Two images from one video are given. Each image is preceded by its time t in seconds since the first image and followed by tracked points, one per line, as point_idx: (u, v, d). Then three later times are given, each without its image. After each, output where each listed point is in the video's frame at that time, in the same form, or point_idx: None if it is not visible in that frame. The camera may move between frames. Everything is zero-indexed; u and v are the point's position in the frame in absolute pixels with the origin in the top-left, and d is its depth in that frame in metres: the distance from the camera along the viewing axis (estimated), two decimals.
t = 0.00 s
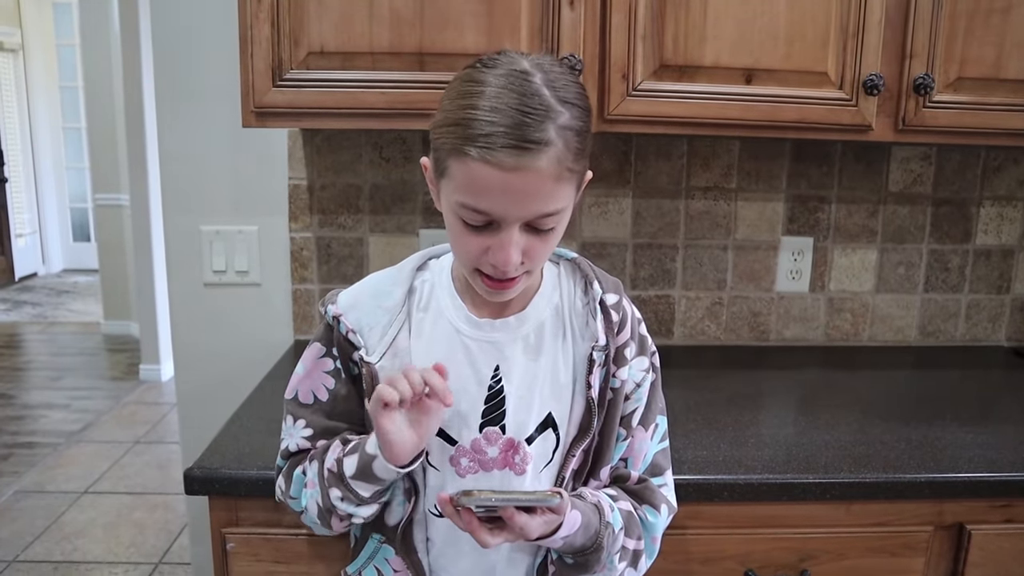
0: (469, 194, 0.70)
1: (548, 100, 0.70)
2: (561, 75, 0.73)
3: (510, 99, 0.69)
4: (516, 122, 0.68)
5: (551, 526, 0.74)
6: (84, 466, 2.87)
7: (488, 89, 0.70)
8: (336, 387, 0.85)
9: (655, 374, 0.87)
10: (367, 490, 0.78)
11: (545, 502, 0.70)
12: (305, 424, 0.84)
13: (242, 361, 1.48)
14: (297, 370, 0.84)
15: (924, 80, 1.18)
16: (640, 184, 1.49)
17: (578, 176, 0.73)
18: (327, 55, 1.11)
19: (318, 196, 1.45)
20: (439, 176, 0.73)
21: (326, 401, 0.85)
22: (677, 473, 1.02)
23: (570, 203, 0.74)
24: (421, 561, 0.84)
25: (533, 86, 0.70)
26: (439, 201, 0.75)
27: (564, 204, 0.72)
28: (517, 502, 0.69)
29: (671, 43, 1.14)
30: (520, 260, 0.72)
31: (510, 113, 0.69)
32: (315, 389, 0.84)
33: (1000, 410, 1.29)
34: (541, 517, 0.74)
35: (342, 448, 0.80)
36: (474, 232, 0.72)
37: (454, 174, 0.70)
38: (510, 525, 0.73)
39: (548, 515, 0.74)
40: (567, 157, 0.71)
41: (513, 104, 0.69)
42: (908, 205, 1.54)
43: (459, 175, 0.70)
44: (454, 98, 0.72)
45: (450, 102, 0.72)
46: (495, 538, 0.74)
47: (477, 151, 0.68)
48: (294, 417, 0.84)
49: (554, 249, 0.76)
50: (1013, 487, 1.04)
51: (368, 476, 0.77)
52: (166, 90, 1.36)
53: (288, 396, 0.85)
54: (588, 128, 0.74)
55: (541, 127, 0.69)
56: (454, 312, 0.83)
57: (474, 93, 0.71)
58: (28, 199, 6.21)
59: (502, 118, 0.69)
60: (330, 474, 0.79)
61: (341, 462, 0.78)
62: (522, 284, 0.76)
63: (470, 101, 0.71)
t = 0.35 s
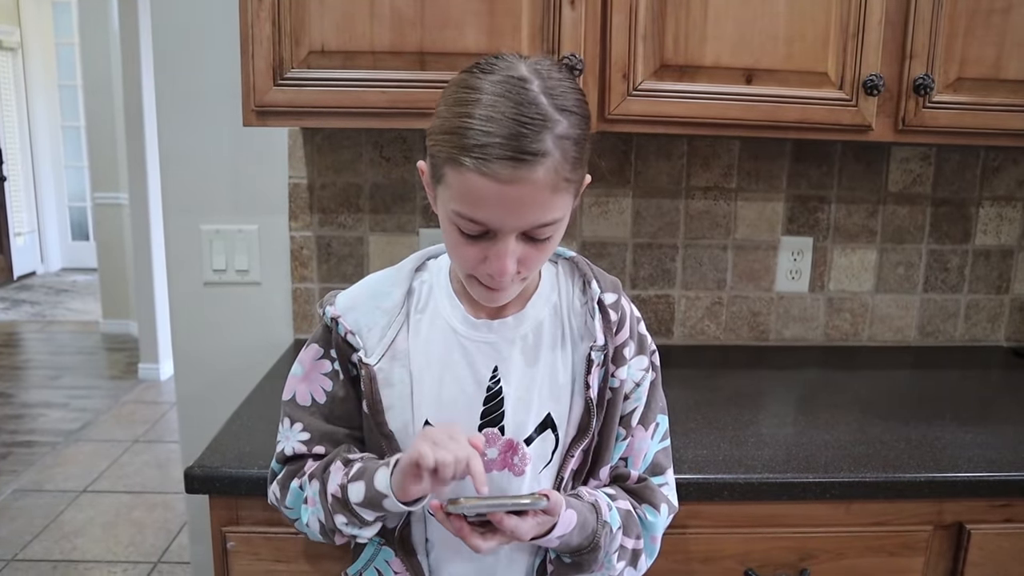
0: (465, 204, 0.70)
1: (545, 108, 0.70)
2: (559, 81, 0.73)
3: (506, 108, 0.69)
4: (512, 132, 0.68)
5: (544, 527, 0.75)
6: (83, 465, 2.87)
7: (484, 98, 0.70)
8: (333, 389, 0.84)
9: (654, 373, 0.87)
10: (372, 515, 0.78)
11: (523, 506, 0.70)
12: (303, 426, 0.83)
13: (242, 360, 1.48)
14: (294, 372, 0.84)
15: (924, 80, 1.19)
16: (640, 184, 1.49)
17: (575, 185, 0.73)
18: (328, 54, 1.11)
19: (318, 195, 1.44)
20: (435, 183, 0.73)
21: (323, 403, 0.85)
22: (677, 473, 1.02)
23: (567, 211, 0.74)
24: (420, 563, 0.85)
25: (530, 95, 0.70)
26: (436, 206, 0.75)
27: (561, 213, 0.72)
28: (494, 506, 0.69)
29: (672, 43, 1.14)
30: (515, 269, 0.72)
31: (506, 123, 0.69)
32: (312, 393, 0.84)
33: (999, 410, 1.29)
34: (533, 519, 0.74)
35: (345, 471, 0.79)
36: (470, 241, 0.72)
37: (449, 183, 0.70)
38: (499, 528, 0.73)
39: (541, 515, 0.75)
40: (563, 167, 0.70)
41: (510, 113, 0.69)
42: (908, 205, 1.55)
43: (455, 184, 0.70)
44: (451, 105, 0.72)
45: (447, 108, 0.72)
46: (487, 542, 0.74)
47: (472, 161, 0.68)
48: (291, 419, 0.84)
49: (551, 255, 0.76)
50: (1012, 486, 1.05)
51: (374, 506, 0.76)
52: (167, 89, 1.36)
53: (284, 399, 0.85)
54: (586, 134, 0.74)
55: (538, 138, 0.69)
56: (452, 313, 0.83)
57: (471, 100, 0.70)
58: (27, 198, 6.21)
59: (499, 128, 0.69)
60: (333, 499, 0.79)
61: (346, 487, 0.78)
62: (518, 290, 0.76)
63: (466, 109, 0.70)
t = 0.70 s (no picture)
0: (462, 211, 0.70)
1: (543, 115, 0.70)
2: (557, 85, 0.72)
3: (504, 114, 0.69)
4: (509, 139, 0.68)
5: (543, 527, 0.75)
6: (82, 465, 2.87)
7: (481, 103, 0.70)
8: (331, 387, 0.85)
9: (653, 373, 0.87)
10: (362, 478, 0.79)
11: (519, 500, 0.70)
12: (302, 421, 0.85)
13: (242, 359, 1.48)
14: (293, 371, 0.85)
15: (924, 80, 1.19)
16: (640, 185, 1.49)
17: (572, 191, 0.73)
18: (328, 54, 1.11)
19: (318, 194, 1.44)
20: (432, 187, 0.73)
21: (320, 401, 0.86)
22: (676, 472, 1.02)
23: (565, 217, 0.74)
24: (416, 562, 0.85)
25: (528, 100, 0.70)
26: (433, 210, 0.75)
27: (558, 219, 0.72)
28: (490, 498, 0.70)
29: (672, 43, 1.14)
30: (513, 275, 0.72)
31: (503, 130, 0.69)
32: (311, 389, 0.85)
33: (998, 410, 1.29)
34: (533, 518, 0.74)
35: (335, 439, 0.81)
36: (467, 246, 0.72)
37: (447, 189, 0.70)
38: (499, 526, 0.73)
39: (541, 516, 0.74)
40: (561, 173, 0.71)
41: (507, 119, 0.69)
42: (907, 205, 1.55)
43: (452, 190, 0.70)
44: (448, 109, 0.72)
45: (444, 113, 0.72)
46: (485, 539, 0.74)
47: (469, 169, 0.68)
48: (291, 414, 0.85)
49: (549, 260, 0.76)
50: (1012, 486, 1.05)
51: (360, 463, 0.78)
52: (167, 89, 1.36)
53: (284, 395, 0.86)
54: (584, 139, 0.74)
55: (535, 144, 0.69)
56: (449, 313, 0.83)
57: (468, 106, 0.70)
58: (26, 198, 6.21)
59: (496, 135, 0.69)
60: (324, 465, 0.80)
61: (334, 452, 0.79)
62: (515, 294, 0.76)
63: (463, 115, 0.70)
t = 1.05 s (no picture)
0: (458, 207, 0.70)
1: (538, 111, 0.70)
2: (552, 83, 0.73)
3: (499, 111, 0.69)
4: (504, 136, 0.68)
5: (537, 523, 0.75)
6: (82, 466, 2.87)
7: (476, 100, 0.70)
8: (331, 387, 0.86)
9: (652, 373, 0.87)
10: (363, 480, 0.79)
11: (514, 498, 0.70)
12: (302, 421, 0.85)
13: (242, 360, 1.48)
14: (293, 371, 0.85)
15: (924, 82, 1.19)
16: (640, 186, 1.49)
17: (568, 188, 0.73)
18: (329, 55, 1.11)
19: (318, 196, 1.45)
20: (429, 185, 0.73)
21: (320, 401, 0.86)
22: (676, 473, 1.02)
23: (560, 213, 0.74)
24: (416, 561, 0.85)
25: (523, 97, 0.70)
26: (429, 208, 0.75)
27: (554, 216, 0.72)
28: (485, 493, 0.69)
29: (672, 44, 1.14)
30: (509, 271, 0.72)
31: (498, 126, 0.69)
32: (311, 389, 0.86)
33: (998, 412, 1.29)
34: (527, 513, 0.74)
35: (335, 441, 0.81)
36: (463, 243, 0.72)
37: (443, 186, 0.71)
38: (491, 519, 0.73)
39: (534, 511, 0.74)
40: (556, 170, 0.71)
41: (502, 116, 0.69)
42: (907, 206, 1.55)
43: (448, 187, 0.70)
44: (445, 107, 0.72)
45: (440, 111, 0.72)
46: (478, 532, 0.74)
47: (464, 165, 0.68)
48: (291, 415, 0.85)
49: (544, 257, 0.76)
50: (1012, 488, 1.05)
51: (362, 464, 0.78)
52: (167, 90, 1.36)
53: (285, 396, 0.86)
54: (579, 136, 0.74)
55: (530, 141, 0.69)
56: (447, 312, 0.83)
57: (464, 103, 0.70)
58: (26, 199, 6.21)
59: (491, 131, 0.69)
60: (325, 467, 0.80)
61: (335, 454, 0.79)
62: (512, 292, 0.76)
63: (459, 112, 0.70)
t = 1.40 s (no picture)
0: (458, 207, 0.70)
1: (538, 110, 0.70)
2: (552, 82, 0.73)
3: (499, 110, 0.69)
4: (503, 135, 0.68)
5: (537, 522, 0.75)
6: (81, 467, 2.87)
7: (476, 99, 0.70)
8: (331, 387, 0.85)
9: (651, 373, 0.87)
10: (362, 479, 0.79)
11: (513, 492, 0.70)
12: (302, 421, 0.85)
13: (242, 361, 1.48)
14: (293, 371, 0.85)
15: (924, 82, 1.19)
16: (640, 186, 1.49)
17: (568, 187, 0.73)
18: (328, 56, 1.11)
19: (318, 196, 1.44)
20: (429, 185, 0.73)
21: (320, 401, 0.86)
22: (676, 474, 1.02)
23: (560, 213, 0.74)
24: (415, 561, 0.85)
25: (522, 97, 0.70)
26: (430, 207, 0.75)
27: (553, 215, 0.72)
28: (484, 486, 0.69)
29: (672, 44, 1.14)
30: (509, 271, 0.72)
31: (498, 125, 0.69)
32: (310, 389, 0.85)
33: (998, 412, 1.29)
34: (527, 511, 0.74)
35: (335, 441, 0.81)
36: (463, 242, 0.72)
37: (443, 185, 0.70)
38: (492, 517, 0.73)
39: (534, 509, 0.74)
40: (555, 169, 0.71)
41: (502, 115, 0.69)
42: (907, 207, 1.55)
43: (448, 186, 0.70)
44: (445, 106, 0.72)
45: (440, 110, 0.72)
46: (478, 530, 0.74)
47: (465, 163, 0.68)
48: (291, 415, 0.85)
49: (544, 257, 0.76)
50: (1011, 488, 1.05)
51: (362, 464, 0.78)
52: (167, 90, 1.36)
53: (285, 396, 0.86)
54: (579, 136, 0.74)
55: (530, 140, 0.69)
56: (447, 312, 0.83)
57: (464, 103, 0.70)
58: (26, 200, 6.21)
59: (491, 131, 0.69)
60: (325, 467, 0.80)
61: (335, 454, 0.79)
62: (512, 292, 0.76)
63: (459, 111, 0.70)
